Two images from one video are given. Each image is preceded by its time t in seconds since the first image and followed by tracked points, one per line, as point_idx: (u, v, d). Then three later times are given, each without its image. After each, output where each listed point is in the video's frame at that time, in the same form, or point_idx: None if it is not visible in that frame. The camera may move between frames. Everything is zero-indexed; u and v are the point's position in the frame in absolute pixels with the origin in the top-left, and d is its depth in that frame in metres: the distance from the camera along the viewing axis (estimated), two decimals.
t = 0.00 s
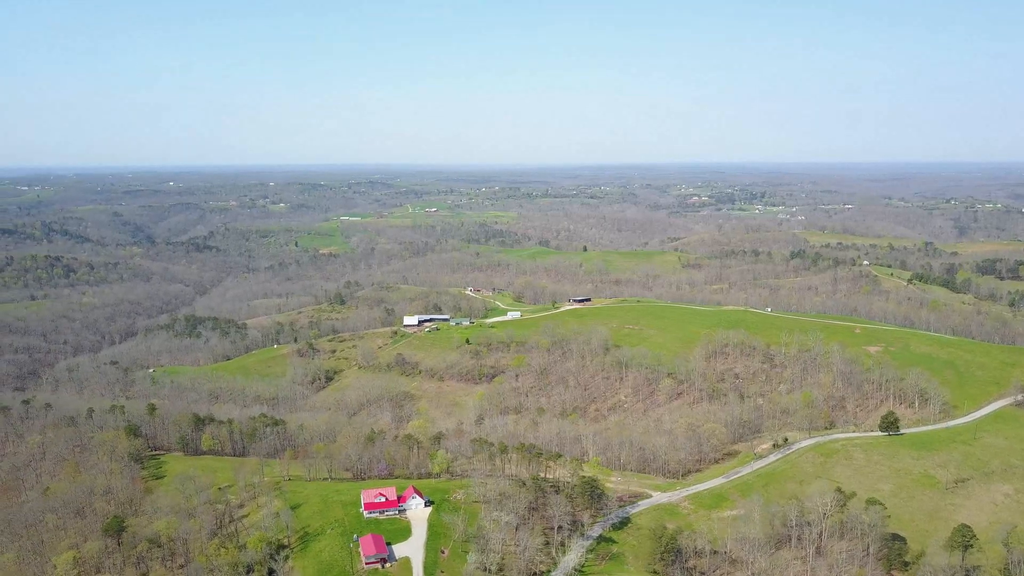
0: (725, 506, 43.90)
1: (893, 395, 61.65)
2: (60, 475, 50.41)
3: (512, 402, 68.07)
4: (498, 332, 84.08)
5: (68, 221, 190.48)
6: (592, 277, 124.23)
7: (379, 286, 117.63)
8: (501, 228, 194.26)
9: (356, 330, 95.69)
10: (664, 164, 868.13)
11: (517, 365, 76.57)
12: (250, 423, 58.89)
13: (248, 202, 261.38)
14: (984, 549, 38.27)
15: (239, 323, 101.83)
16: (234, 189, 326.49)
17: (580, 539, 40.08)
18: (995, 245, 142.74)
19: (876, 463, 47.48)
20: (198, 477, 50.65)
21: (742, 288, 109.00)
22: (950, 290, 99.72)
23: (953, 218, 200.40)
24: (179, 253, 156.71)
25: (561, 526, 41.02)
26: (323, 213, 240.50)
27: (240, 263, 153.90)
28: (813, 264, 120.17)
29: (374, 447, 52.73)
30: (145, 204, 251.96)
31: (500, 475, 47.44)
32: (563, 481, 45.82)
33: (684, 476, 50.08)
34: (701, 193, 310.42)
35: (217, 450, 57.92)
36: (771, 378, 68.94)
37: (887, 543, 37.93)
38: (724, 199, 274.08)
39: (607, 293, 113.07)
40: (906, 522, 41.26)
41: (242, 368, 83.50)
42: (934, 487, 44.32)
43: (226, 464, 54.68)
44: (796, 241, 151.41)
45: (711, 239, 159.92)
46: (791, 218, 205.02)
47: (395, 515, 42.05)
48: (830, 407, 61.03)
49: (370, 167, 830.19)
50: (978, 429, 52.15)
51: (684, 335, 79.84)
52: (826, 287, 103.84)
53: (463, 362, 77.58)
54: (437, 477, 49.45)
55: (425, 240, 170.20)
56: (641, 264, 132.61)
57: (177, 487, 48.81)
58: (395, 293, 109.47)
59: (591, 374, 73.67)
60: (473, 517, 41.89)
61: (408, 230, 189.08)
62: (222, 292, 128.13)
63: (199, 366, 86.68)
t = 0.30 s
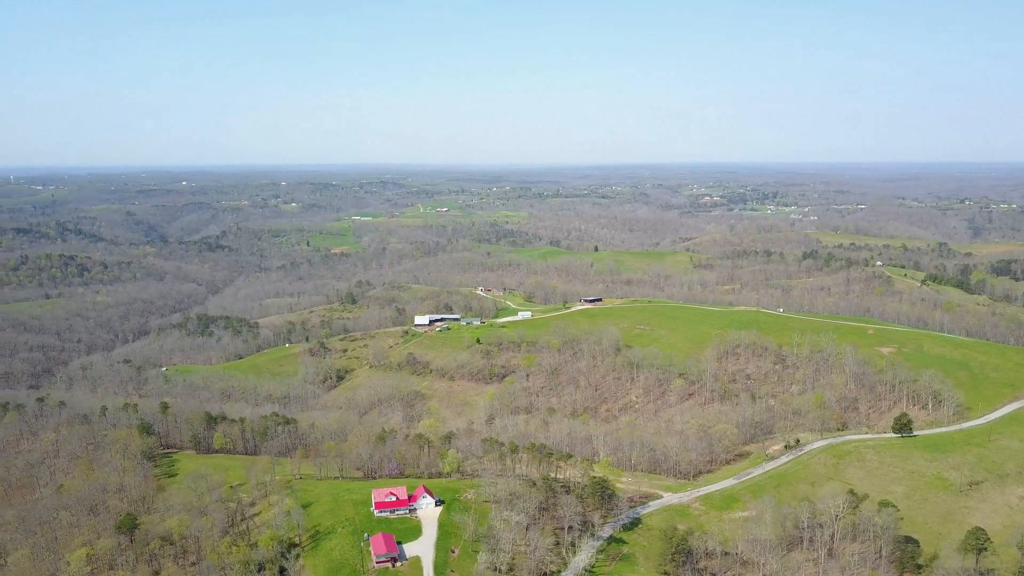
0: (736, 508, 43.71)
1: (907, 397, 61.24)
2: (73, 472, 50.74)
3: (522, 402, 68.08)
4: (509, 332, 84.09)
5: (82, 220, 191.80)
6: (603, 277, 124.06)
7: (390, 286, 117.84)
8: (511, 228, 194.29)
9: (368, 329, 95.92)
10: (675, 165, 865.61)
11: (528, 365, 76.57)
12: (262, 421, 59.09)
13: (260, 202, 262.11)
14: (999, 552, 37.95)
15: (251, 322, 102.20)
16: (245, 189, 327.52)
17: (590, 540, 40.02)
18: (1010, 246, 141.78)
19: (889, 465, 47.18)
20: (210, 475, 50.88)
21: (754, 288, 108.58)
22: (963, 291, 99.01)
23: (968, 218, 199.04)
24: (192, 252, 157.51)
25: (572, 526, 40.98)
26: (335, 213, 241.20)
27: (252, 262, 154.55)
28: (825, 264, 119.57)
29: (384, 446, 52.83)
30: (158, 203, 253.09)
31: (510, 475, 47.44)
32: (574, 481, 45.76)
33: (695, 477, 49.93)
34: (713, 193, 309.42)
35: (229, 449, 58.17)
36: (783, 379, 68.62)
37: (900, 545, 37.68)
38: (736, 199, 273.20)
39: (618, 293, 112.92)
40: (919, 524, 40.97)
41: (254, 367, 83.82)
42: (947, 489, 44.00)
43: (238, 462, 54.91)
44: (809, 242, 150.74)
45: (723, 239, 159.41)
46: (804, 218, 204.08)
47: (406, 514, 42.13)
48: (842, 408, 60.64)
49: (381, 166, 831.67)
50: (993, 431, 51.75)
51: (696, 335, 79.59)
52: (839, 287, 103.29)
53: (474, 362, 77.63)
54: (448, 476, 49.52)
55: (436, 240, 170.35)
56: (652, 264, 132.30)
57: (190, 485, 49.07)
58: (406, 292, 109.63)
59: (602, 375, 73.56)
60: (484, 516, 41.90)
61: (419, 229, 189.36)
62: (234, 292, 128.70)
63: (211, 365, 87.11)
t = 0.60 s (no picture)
0: (749, 509, 43.51)
1: (921, 399, 60.75)
2: (88, 470, 51.14)
3: (534, 402, 68.09)
4: (521, 332, 84.08)
5: (97, 219, 193.19)
6: (615, 277, 123.83)
7: (402, 285, 118.03)
8: (524, 228, 194.26)
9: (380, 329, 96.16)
10: (687, 165, 863.50)
11: (540, 365, 76.55)
12: (275, 420, 59.34)
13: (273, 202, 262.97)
14: (1015, 556, 37.54)
15: (264, 321, 102.67)
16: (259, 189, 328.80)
17: (602, 540, 39.91)
18: None
19: (903, 467, 46.83)
20: (223, 473, 51.13)
21: (767, 289, 108.09)
22: (979, 292, 98.18)
23: (984, 219, 197.35)
24: (205, 251, 158.37)
25: (583, 527, 40.89)
26: (347, 212, 241.74)
27: (265, 262, 155.26)
28: (839, 264, 118.83)
29: (396, 445, 52.91)
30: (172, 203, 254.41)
31: (522, 475, 47.42)
32: (585, 482, 45.69)
33: (708, 478, 49.74)
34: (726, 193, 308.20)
35: (242, 447, 58.47)
36: (796, 379, 68.28)
37: (914, 548, 37.39)
38: (749, 199, 272.07)
39: (630, 293, 112.69)
40: (933, 527, 40.62)
41: (267, 366, 84.18)
42: (962, 492, 43.61)
43: (251, 461, 55.15)
44: (823, 242, 149.91)
45: (736, 239, 158.76)
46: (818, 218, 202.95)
47: (417, 513, 42.18)
48: (856, 409, 60.24)
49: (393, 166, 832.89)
50: (1009, 434, 51.25)
51: (708, 336, 79.32)
52: (853, 288, 102.63)
53: (485, 362, 77.68)
54: (460, 476, 49.57)
55: (448, 240, 170.49)
56: (665, 264, 131.87)
57: (203, 483, 49.33)
58: (418, 292, 109.79)
59: (614, 375, 73.43)
60: (495, 516, 41.90)
61: (431, 229, 189.60)
62: (247, 291, 129.36)
63: (224, 363, 87.56)
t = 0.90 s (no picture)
0: (766, 511, 43.24)
1: (942, 401, 60.07)
2: (108, 466, 51.68)
3: (550, 402, 68.06)
4: (537, 332, 84.08)
5: (117, 219, 195.16)
6: (632, 278, 123.50)
7: (418, 284, 118.30)
8: (540, 228, 194.13)
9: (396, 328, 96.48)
10: (704, 165, 859.64)
11: (556, 365, 76.48)
12: (292, 418, 59.64)
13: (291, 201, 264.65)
14: None
15: (282, 320, 103.27)
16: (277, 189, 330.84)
17: (618, 541, 39.79)
18: None
19: (923, 470, 46.36)
20: (241, 471, 51.47)
21: (785, 290, 107.42)
22: (1002, 294, 96.95)
23: (1007, 220, 194.92)
24: (224, 250, 159.54)
25: (599, 527, 40.79)
26: (364, 212, 242.68)
27: (283, 261, 156.15)
28: (858, 265, 117.80)
29: (413, 444, 53.03)
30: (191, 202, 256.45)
31: (538, 475, 47.41)
32: (602, 482, 45.59)
33: (725, 479, 49.49)
34: (744, 193, 306.45)
35: (259, 445, 58.82)
36: (815, 381, 67.76)
37: (934, 552, 36.96)
38: (767, 199, 270.46)
39: (647, 293, 112.35)
40: (954, 531, 40.12)
41: (284, 364, 84.65)
42: (984, 496, 43.07)
43: (268, 459, 55.45)
44: (842, 242, 148.68)
45: (754, 239, 157.80)
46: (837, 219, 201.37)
47: (433, 512, 42.22)
48: (875, 411, 59.68)
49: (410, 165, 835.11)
50: None
51: (726, 337, 78.90)
52: (872, 289, 101.72)
53: (502, 362, 77.70)
54: (476, 475, 49.61)
55: (465, 240, 170.59)
56: (682, 264, 131.28)
57: (220, 481, 49.68)
58: (435, 291, 110.00)
59: (630, 376, 73.22)
60: (511, 516, 41.89)
61: (448, 229, 189.86)
62: (265, 290, 130.19)
63: (242, 362, 88.14)
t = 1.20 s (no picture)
0: (784, 514, 42.95)
1: (965, 403, 59.34)
2: (128, 463, 52.24)
3: (568, 402, 67.98)
4: (555, 332, 84.01)
5: (139, 218, 197.26)
6: (650, 278, 123.13)
7: (436, 284, 118.51)
8: (558, 228, 193.96)
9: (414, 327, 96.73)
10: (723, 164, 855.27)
11: (573, 365, 76.36)
12: (310, 417, 59.93)
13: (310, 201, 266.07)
14: None
15: (300, 319, 103.80)
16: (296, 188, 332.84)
17: (635, 542, 39.66)
18: None
19: (944, 474, 45.82)
20: (259, 469, 51.78)
21: (805, 290, 106.65)
22: None
23: None
24: (244, 249, 160.81)
25: (616, 528, 40.65)
26: (383, 212, 243.58)
27: (302, 260, 156.99)
28: (879, 266, 116.71)
29: (430, 444, 53.13)
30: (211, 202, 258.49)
31: (555, 475, 47.35)
32: (619, 483, 45.46)
33: (743, 481, 49.20)
34: (764, 193, 304.61)
35: (278, 443, 59.15)
36: (834, 383, 67.15)
37: (955, 556, 36.53)
38: (787, 199, 268.68)
39: (665, 293, 111.94)
40: (976, 536, 39.62)
41: (303, 363, 85.11)
42: (1007, 500, 42.49)
43: (286, 457, 55.77)
44: (863, 243, 147.38)
45: (773, 240, 156.80)
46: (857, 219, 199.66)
47: (450, 512, 42.28)
48: (896, 414, 59.00)
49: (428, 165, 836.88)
50: None
51: (744, 338, 78.43)
52: (894, 290, 100.72)
53: (519, 362, 77.69)
54: (493, 475, 49.62)
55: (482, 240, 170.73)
56: (701, 265, 130.66)
57: (239, 478, 50.03)
58: (452, 291, 110.20)
59: (648, 376, 72.96)
60: (528, 516, 41.85)
61: (466, 228, 190.14)
62: (284, 289, 130.98)
63: (261, 361, 88.73)
